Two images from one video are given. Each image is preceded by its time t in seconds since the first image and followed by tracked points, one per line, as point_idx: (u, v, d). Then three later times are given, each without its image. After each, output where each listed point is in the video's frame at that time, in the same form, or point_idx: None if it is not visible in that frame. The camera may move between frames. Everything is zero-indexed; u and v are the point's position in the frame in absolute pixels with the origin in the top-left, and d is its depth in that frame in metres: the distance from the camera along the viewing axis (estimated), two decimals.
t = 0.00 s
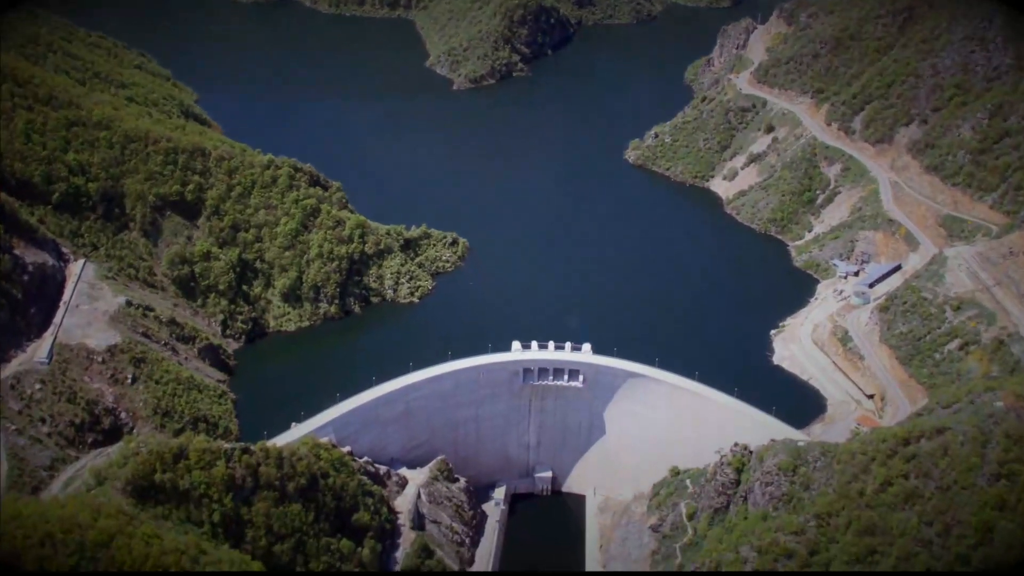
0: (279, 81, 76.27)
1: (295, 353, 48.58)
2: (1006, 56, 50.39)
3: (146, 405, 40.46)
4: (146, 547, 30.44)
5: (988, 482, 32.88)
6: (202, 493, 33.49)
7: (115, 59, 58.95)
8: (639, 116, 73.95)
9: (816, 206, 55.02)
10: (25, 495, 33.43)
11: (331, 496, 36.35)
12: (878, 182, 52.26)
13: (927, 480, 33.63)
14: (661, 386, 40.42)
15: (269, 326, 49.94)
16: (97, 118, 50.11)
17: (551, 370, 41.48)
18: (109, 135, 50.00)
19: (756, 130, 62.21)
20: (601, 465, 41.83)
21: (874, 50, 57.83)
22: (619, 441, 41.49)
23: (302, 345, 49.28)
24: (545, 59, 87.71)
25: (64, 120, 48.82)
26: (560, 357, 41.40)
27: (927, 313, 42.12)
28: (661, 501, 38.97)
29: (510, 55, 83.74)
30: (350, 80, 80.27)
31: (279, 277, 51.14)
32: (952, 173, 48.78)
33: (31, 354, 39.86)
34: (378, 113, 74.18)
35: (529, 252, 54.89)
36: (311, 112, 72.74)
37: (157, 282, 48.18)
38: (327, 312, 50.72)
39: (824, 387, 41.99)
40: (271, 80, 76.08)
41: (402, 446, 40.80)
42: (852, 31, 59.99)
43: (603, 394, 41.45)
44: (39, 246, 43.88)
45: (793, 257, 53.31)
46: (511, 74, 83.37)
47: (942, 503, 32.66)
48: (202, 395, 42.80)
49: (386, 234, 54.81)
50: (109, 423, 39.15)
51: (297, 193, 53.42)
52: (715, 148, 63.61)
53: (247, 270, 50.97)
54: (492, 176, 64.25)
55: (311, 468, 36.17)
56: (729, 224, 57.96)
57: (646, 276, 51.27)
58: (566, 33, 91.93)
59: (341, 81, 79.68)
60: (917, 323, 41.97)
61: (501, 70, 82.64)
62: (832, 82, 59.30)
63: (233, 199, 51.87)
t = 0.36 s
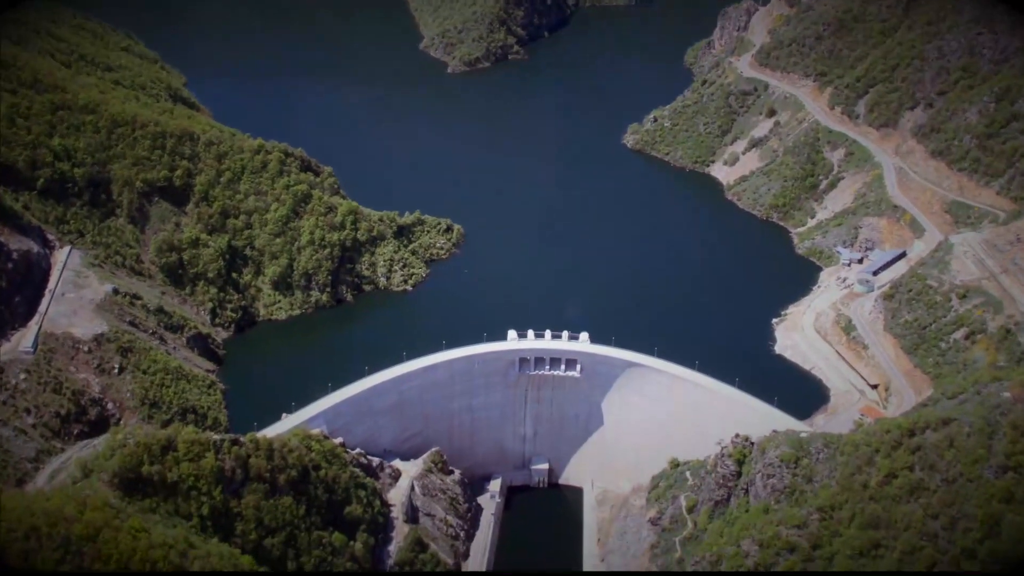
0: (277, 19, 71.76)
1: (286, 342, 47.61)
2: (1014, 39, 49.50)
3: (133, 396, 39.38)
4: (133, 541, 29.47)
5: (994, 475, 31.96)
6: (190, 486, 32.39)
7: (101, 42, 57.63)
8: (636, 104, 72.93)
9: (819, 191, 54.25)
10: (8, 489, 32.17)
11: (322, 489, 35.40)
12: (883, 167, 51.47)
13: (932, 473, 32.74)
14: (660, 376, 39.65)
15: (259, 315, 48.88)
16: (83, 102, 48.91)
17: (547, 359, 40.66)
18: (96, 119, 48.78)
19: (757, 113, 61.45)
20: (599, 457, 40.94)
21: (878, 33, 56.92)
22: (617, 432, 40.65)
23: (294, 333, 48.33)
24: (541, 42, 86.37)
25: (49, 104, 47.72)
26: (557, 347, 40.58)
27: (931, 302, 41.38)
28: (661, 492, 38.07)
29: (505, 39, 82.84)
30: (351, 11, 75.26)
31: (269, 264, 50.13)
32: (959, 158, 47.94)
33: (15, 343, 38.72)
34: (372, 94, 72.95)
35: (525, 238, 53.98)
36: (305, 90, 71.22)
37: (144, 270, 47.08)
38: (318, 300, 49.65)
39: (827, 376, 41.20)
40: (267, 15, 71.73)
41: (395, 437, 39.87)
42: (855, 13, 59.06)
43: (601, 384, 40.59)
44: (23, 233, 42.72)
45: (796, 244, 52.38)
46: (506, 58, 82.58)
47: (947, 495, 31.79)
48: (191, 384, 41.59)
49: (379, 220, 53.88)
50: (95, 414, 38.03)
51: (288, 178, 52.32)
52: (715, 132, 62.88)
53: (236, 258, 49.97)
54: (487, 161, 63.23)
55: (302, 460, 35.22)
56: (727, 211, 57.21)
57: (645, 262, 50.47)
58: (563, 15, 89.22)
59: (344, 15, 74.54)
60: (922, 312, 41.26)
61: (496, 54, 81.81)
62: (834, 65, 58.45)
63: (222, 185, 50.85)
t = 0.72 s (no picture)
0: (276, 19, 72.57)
1: (276, 331, 46.62)
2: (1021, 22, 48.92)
3: (120, 386, 38.23)
4: (120, 535, 28.65)
5: (1001, 467, 31.14)
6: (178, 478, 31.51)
7: (87, 24, 56.29)
8: (634, 86, 71.54)
9: (821, 176, 53.82)
10: None
11: (313, 482, 34.44)
12: (887, 152, 51.13)
13: (938, 464, 31.87)
14: (660, 365, 38.73)
15: (249, 303, 47.97)
16: (69, 85, 47.67)
17: (544, 349, 39.71)
18: (82, 102, 47.50)
19: (759, 97, 60.59)
20: (597, 448, 40.09)
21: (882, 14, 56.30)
22: (615, 423, 39.77)
23: (286, 322, 47.40)
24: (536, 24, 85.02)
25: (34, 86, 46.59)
26: (554, 336, 39.66)
27: (937, 290, 40.71)
28: (659, 485, 37.18)
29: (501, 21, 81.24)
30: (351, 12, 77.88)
31: (259, 251, 49.17)
32: (964, 142, 47.82)
33: None
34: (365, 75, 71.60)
35: (520, 227, 53.03)
36: (297, 71, 69.57)
37: (131, 257, 46.00)
38: (309, 288, 48.70)
39: (830, 365, 40.47)
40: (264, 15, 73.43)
41: (387, 428, 38.93)
42: None
43: (598, 374, 39.72)
44: (7, 218, 41.53)
45: (799, 230, 52.05)
46: (501, 40, 81.07)
47: (953, 488, 30.95)
48: (180, 374, 40.48)
49: (372, 206, 52.82)
50: (82, 404, 37.08)
51: (278, 163, 51.23)
52: (715, 115, 62.02)
53: (225, 244, 48.94)
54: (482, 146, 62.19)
55: (293, 452, 34.18)
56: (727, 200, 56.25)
57: (643, 253, 49.49)
58: None
59: (344, 17, 76.97)
60: (927, 300, 40.64)
61: (491, 36, 80.17)
62: (836, 47, 57.70)
63: (211, 169, 49.75)
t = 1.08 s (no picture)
0: (269, 10, 72.66)
1: (266, 319, 45.70)
2: None
3: (107, 375, 37.07)
4: (107, 528, 27.66)
5: (1009, 459, 30.41)
6: (166, 471, 30.56)
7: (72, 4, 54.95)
8: (634, 71, 69.72)
9: (825, 160, 53.00)
10: None
11: (305, 473, 33.43)
12: (892, 136, 50.21)
13: (945, 456, 31.00)
14: (659, 355, 37.95)
15: (238, 291, 46.94)
16: (54, 67, 46.46)
17: (541, 338, 38.80)
18: (67, 85, 46.37)
19: (760, 79, 60.09)
20: (595, 438, 39.16)
21: None
22: (614, 413, 38.93)
23: (277, 309, 46.45)
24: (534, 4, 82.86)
25: (18, 70, 45.54)
26: (551, 324, 38.75)
27: (943, 277, 40.10)
28: (660, 476, 36.27)
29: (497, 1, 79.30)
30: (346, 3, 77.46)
31: (248, 238, 48.21)
32: (972, 127, 47.61)
33: None
34: (357, 57, 70.32)
35: (515, 212, 52.01)
36: (287, 53, 68.19)
37: (118, 243, 44.91)
38: (300, 275, 47.76)
39: (834, 353, 39.74)
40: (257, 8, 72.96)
41: (380, 419, 38.09)
42: None
43: (596, 363, 38.82)
44: None
45: (802, 216, 51.25)
46: (497, 22, 79.15)
47: (960, 481, 30.16)
48: (168, 364, 39.41)
49: (364, 191, 52.06)
50: (67, 394, 35.85)
51: (268, 148, 50.14)
52: (715, 99, 61.19)
53: (214, 231, 47.90)
54: (477, 128, 60.99)
55: (284, 443, 33.16)
56: (726, 185, 55.35)
57: (640, 238, 48.56)
58: None
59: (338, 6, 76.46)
60: (933, 288, 39.97)
61: (487, 17, 78.47)
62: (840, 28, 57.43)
63: (200, 154, 48.60)
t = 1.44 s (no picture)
0: None
1: (257, 309, 44.82)
2: None
3: (95, 365, 36.02)
4: (95, 521, 26.82)
5: (1016, 451, 29.73)
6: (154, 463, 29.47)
7: None
8: (633, 59, 68.46)
9: (827, 147, 52.88)
10: None
11: (297, 466, 32.55)
12: (896, 121, 50.13)
13: (950, 449, 30.27)
14: (658, 345, 37.12)
15: (229, 279, 46.09)
16: (40, 52, 45.49)
17: (538, 327, 38.01)
18: (53, 70, 45.53)
19: (762, 64, 59.67)
20: (594, 430, 38.49)
21: None
22: (612, 405, 38.16)
23: (269, 299, 45.56)
24: None
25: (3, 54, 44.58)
26: (548, 314, 37.93)
27: (948, 265, 39.56)
28: (660, 469, 35.59)
29: None
30: None
31: (238, 226, 47.32)
32: (977, 111, 46.99)
33: None
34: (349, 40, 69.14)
35: (511, 201, 51.11)
36: (278, 37, 67.09)
37: (106, 231, 44.03)
38: (292, 263, 46.85)
39: (837, 344, 39.13)
40: None
41: (373, 411, 37.30)
42: None
43: (594, 354, 38.00)
44: None
45: (804, 203, 51.04)
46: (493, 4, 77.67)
47: (966, 474, 29.40)
48: (157, 355, 38.47)
49: (358, 177, 51.17)
50: (54, 385, 34.69)
51: (260, 134, 49.21)
52: (715, 84, 60.82)
53: (204, 218, 47.02)
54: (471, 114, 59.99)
55: (275, 435, 32.27)
56: (725, 173, 54.49)
57: (637, 230, 47.50)
58: None
59: None
60: (938, 277, 39.39)
61: None
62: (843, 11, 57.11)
63: (190, 139, 47.67)
